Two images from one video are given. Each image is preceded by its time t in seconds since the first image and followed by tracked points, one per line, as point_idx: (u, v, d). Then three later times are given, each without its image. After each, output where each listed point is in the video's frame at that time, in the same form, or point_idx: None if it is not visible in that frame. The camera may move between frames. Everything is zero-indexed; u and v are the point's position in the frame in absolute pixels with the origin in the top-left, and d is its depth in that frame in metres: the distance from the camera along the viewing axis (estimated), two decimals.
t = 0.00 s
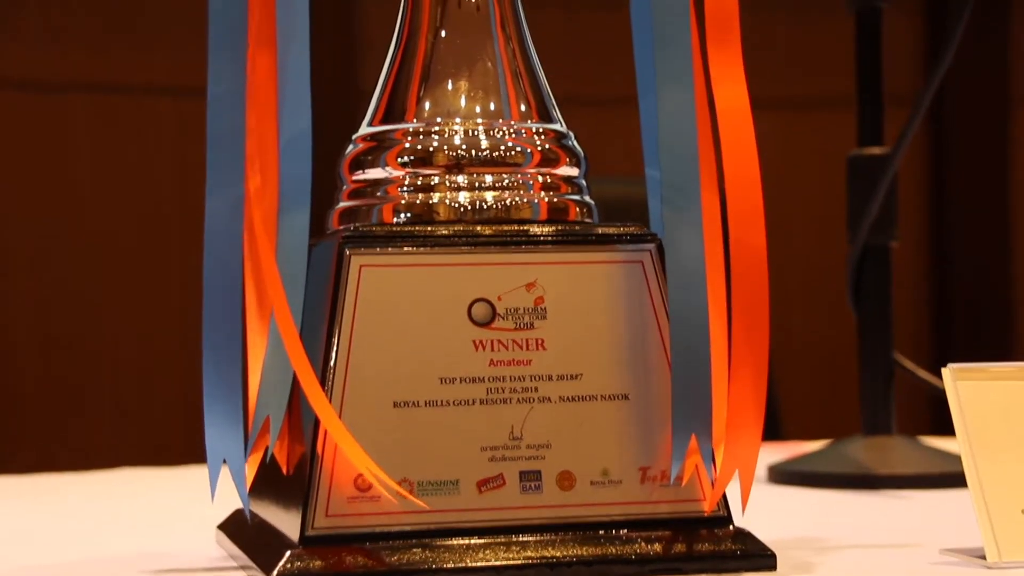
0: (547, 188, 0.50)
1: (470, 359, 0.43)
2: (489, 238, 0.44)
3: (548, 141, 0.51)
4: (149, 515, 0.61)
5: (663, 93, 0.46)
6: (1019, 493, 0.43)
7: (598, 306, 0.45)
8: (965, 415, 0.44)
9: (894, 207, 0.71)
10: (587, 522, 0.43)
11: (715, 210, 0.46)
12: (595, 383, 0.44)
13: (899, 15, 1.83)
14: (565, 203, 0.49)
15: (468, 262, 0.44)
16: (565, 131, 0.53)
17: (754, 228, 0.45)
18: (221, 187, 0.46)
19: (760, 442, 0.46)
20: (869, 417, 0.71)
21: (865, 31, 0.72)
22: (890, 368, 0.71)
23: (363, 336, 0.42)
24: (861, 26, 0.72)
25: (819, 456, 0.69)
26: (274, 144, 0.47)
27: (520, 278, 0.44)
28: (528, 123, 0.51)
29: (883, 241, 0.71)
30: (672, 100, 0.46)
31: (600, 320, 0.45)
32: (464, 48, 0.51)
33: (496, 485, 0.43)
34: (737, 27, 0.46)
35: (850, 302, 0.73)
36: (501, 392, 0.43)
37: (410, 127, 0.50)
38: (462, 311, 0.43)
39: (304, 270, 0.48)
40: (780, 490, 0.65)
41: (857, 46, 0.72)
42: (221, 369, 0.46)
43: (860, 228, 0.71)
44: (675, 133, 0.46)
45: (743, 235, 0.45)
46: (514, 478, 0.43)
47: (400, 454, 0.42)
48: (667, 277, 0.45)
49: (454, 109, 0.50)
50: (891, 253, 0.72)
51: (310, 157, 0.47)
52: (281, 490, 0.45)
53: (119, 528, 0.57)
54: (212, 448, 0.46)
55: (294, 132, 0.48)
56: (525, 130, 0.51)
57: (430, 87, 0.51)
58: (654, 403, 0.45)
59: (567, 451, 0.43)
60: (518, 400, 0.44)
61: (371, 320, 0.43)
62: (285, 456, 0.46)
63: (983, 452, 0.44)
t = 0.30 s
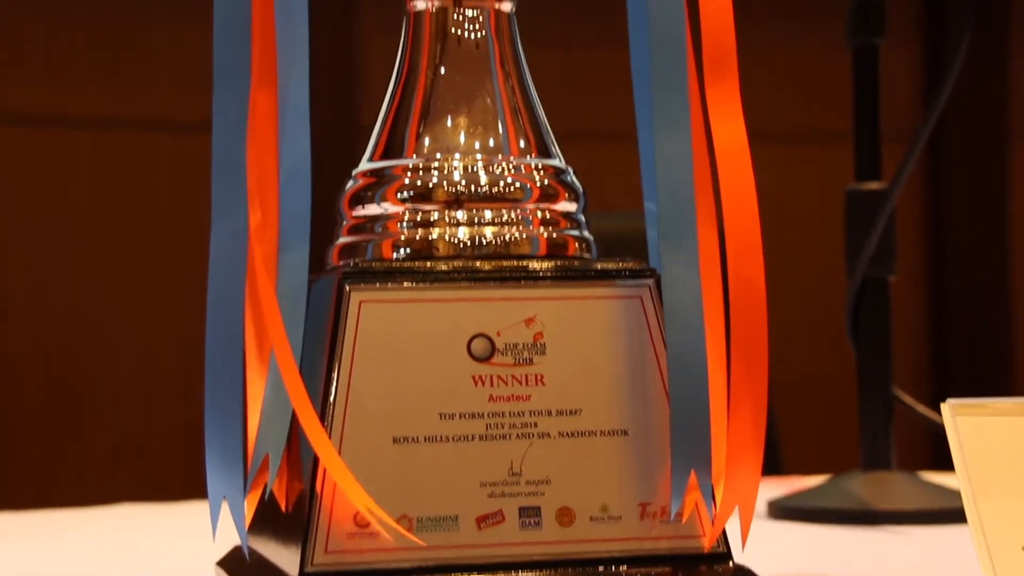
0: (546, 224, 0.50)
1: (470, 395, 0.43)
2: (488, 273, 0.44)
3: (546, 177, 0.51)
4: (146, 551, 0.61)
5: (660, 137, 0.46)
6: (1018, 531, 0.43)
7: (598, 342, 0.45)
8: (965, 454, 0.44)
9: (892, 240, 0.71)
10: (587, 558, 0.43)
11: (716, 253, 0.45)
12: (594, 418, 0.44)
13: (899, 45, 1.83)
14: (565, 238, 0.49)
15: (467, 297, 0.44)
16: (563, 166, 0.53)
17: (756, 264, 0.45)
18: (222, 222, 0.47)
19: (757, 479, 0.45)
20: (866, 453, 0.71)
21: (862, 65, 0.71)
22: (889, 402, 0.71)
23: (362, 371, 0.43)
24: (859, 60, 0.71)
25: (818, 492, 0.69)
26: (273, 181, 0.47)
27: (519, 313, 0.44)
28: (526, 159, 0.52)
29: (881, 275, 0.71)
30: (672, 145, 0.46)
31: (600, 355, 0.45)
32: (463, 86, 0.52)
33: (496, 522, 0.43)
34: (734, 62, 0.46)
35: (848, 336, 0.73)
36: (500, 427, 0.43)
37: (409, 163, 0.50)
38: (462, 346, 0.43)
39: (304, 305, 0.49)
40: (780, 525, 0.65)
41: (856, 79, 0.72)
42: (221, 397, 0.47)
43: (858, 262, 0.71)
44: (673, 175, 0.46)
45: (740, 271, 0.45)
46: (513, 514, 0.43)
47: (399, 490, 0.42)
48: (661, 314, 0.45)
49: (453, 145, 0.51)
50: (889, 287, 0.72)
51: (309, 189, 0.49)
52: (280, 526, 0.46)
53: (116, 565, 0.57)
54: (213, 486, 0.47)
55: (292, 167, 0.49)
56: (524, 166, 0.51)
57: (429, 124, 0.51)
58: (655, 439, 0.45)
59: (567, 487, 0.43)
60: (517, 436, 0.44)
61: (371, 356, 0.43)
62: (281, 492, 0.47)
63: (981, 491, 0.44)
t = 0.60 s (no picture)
0: (546, 273, 0.50)
1: (470, 444, 0.43)
2: (488, 322, 0.44)
3: (546, 227, 0.51)
4: None
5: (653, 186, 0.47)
6: None
7: (597, 390, 0.45)
8: (965, 502, 0.44)
9: (890, 288, 0.72)
10: None
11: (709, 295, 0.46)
12: (594, 466, 0.44)
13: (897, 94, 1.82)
14: (565, 286, 0.49)
15: (467, 346, 0.44)
16: (563, 216, 0.53)
17: (748, 313, 0.46)
18: (220, 271, 0.46)
19: (758, 529, 0.45)
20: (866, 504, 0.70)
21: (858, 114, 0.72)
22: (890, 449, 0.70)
23: (363, 420, 0.43)
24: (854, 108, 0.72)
25: (819, 541, 0.69)
26: (272, 231, 0.48)
27: (518, 362, 0.44)
28: (526, 208, 0.52)
29: (881, 323, 0.71)
30: (667, 194, 0.47)
31: (600, 404, 0.45)
32: (464, 137, 0.52)
33: (496, 570, 0.43)
34: (731, 114, 0.47)
35: (848, 383, 0.73)
36: (501, 476, 0.43)
37: (410, 213, 0.50)
38: (462, 396, 0.43)
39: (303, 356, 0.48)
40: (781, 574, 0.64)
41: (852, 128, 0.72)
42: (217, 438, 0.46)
43: (857, 310, 0.71)
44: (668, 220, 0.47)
45: (738, 320, 0.46)
46: (514, 563, 0.43)
47: (399, 538, 0.42)
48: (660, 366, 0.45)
49: (453, 194, 0.51)
50: (889, 333, 0.72)
51: (310, 234, 0.49)
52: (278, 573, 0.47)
53: None
54: (209, 531, 0.46)
55: (295, 216, 0.49)
56: (525, 216, 0.51)
57: (429, 174, 0.51)
58: (655, 487, 0.45)
59: (567, 536, 0.43)
60: (517, 485, 0.44)
61: (370, 405, 0.43)
62: (281, 543, 0.48)
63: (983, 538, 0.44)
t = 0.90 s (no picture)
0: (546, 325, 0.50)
1: (470, 497, 0.43)
2: (488, 375, 0.44)
3: (546, 280, 0.51)
4: None
5: (663, 233, 0.46)
6: None
7: (598, 444, 0.45)
8: (966, 554, 0.44)
9: (889, 343, 0.72)
10: None
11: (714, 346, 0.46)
12: (596, 521, 0.44)
13: (896, 147, 1.44)
14: (565, 339, 0.50)
15: (467, 400, 0.44)
16: (563, 269, 0.53)
17: (750, 363, 0.46)
18: (222, 325, 0.45)
19: None
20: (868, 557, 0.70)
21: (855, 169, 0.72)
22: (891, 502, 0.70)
23: (363, 473, 0.43)
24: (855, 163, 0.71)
25: None
26: (274, 289, 0.50)
27: (519, 416, 0.44)
28: (527, 261, 0.52)
29: (880, 376, 0.71)
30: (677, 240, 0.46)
31: (600, 456, 0.45)
32: (464, 191, 0.52)
33: None
34: (729, 168, 0.47)
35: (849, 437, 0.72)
36: (502, 529, 0.44)
37: (410, 266, 0.50)
38: (462, 449, 0.44)
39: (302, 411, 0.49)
40: None
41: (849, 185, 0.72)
42: (221, 482, 0.44)
43: (856, 364, 0.71)
44: (674, 272, 0.45)
45: (741, 371, 0.46)
46: None
47: None
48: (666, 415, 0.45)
49: (454, 248, 0.51)
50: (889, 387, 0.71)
51: (309, 286, 0.50)
52: None
53: None
54: None
55: (293, 272, 0.51)
56: (524, 269, 0.51)
57: (430, 228, 0.52)
58: (658, 537, 0.45)
59: None
60: (518, 538, 0.44)
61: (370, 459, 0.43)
62: None
63: None
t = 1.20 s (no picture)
0: (547, 387, 0.50)
1: (471, 560, 0.43)
2: (489, 437, 0.45)
3: (547, 341, 0.52)
4: None
5: (658, 292, 0.45)
6: None
7: (600, 506, 0.45)
8: None
9: (891, 402, 0.71)
10: None
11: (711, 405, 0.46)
12: None
13: (896, 210, 1.25)
14: (565, 402, 0.50)
15: (469, 462, 0.44)
16: (563, 330, 0.54)
17: (752, 421, 0.46)
18: (223, 388, 0.45)
19: None
20: None
21: (854, 231, 0.72)
22: (889, 562, 0.70)
23: (363, 536, 0.43)
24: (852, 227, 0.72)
25: None
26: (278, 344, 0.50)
27: (519, 478, 0.44)
28: (527, 323, 0.52)
29: (881, 438, 0.71)
30: (673, 301, 0.45)
31: (601, 519, 0.45)
32: (465, 254, 0.53)
33: None
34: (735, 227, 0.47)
35: (848, 496, 0.72)
36: None
37: (411, 329, 0.50)
38: (463, 512, 0.44)
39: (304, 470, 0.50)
40: None
41: (850, 245, 0.73)
42: (223, 539, 0.45)
43: (857, 427, 0.71)
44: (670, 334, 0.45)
45: (739, 432, 0.46)
46: None
47: None
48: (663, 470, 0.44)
49: (455, 311, 0.51)
50: (889, 449, 0.71)
51: (310, 352, 0.52)
52: None
53: None
54: None
55: (295, 334, 0.52)
56: (525, 331, 0.51)
57: (431, 292, 0.52)
58: None
59: None
60: None
61: (370, 520, 0.43)
62: None
63: None
